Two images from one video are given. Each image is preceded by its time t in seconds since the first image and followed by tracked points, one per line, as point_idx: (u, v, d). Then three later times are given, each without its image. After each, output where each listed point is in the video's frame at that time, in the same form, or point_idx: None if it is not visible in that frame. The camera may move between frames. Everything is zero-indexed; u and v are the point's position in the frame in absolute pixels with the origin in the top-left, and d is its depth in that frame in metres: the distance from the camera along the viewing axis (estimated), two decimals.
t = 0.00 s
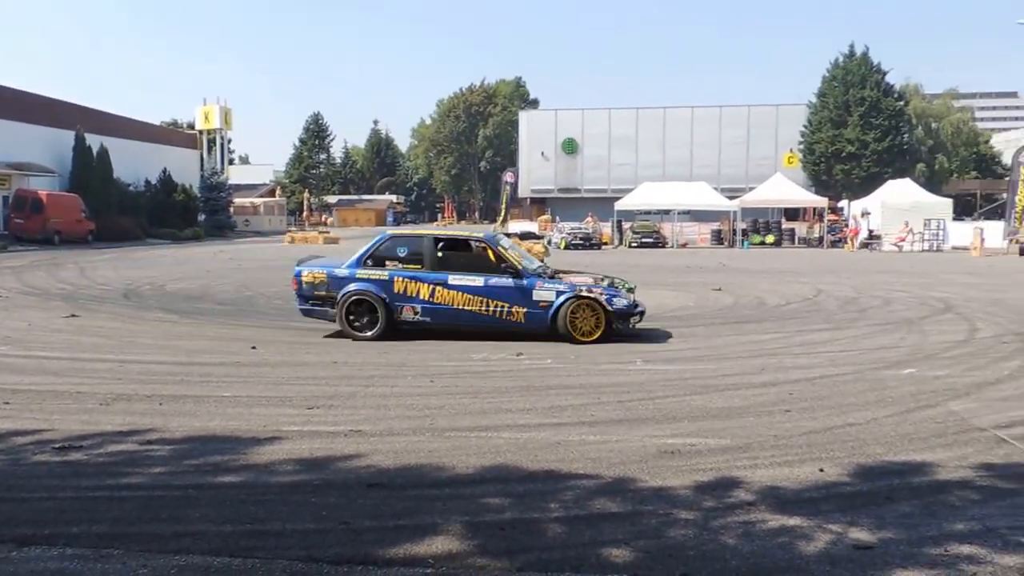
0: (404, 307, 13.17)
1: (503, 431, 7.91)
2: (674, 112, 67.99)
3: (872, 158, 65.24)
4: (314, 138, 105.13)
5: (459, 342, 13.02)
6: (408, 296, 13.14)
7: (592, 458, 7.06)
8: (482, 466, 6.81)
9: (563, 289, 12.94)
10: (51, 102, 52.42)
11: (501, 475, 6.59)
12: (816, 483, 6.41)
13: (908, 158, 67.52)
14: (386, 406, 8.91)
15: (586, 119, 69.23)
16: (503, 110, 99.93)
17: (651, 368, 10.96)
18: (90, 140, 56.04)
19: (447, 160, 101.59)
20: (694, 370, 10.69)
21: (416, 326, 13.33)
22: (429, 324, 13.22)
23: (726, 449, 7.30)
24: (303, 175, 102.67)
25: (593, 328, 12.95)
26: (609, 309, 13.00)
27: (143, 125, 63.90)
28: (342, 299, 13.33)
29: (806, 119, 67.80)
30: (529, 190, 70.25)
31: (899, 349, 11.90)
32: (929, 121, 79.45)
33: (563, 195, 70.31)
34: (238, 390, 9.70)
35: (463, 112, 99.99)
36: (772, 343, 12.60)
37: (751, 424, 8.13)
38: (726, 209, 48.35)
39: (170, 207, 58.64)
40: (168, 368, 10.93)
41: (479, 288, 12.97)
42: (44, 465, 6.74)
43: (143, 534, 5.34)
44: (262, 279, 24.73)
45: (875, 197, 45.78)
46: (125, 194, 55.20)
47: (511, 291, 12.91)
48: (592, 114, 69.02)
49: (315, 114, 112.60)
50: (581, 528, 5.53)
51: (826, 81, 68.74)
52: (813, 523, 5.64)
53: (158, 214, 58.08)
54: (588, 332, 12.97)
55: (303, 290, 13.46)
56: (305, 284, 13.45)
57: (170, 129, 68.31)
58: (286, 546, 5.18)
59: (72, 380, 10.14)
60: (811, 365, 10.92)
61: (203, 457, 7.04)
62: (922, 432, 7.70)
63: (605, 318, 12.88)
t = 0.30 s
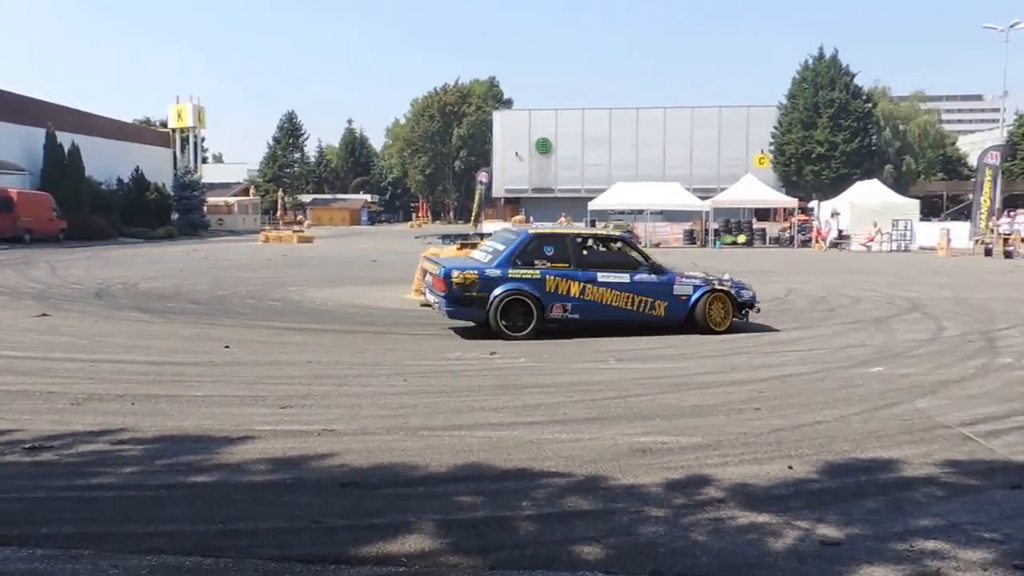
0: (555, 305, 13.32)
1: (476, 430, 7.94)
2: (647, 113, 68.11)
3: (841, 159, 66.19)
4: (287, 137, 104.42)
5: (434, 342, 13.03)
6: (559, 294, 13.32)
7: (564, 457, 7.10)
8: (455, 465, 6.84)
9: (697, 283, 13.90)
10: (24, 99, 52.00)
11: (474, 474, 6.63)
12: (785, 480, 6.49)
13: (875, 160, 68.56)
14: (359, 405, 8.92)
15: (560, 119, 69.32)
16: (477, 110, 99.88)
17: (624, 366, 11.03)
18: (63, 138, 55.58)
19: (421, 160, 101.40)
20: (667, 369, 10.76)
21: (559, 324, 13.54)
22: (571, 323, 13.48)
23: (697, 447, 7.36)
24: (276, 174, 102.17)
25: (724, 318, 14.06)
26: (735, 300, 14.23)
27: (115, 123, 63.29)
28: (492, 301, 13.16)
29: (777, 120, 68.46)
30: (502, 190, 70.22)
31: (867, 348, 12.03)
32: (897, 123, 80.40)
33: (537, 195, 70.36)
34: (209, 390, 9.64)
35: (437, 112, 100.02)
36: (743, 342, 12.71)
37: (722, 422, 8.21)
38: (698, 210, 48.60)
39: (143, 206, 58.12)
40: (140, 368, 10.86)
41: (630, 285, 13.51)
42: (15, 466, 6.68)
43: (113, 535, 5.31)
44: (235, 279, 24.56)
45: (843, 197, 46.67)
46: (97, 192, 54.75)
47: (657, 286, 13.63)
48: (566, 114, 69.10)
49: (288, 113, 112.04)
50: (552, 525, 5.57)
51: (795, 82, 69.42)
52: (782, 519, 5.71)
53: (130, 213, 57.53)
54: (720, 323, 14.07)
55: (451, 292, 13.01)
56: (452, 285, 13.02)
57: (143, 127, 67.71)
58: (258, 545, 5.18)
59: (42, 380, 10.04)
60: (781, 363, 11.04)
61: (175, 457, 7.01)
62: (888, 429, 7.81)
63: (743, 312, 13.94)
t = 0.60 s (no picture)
0: (691, 299, 14.18)
1: (465, 429, 7.96)
2: (637, 114, 68.38)
3: (829, 159, 66.04)
4: (277, 136, 104.09)
5: (423, 342, 13.05)
6: (695, 288, 14.21)
7: (553, 456, 7.14)
8: (444, 465, 6.87)
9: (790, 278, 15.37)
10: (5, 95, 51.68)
11: (463, 474, 6.65)
12: (772, 478, 6.55)
13: (863, 161, 68.68)
14: (348, 404, 8.94)
15: (550, 119, 69.42)
16: (467, 110, 99.68)
17: (612, 366, 11.08)
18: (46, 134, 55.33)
19: (411, 159, 101.29)
20: (655, 369, 10.81)
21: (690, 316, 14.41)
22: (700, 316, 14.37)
23: (685, 446, 7.42)
24: (265, 172, 102.19)
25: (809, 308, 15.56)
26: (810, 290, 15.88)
27: (100, 121, 63.07)
28: (645, 297, 13.79)
29: (765, 121, 68.67)
30: (492, 189, 70.27)
31: (854, 348, 12.10)
32: (884, 125, 80.73)
33: (527, 194, 70.43)
34: (197, 390, 9.64)
35: (428, 111, 99.93)
36: (732, 342, 12.77)
37: (710, 421, 8.27)
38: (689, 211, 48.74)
39: (130, 205, 57.94)
40: (126, 368, 10.85)
41: (747, 279, 14.71)
42: None
43: (99, 536, 5.32)
44: (225, 279, 24.51)
45: (831, 198, 47.11)
46: (82, 190, 54.56)
47: (767, 280, 14.94)
48: (556, 114, 69.21)
49: (278, 111, 111.90)
50: (542, 524, 5.61)
51: (784, 83, 69.28)
52: (769, 517, 5.77)
53: (116, 212, 57.31)
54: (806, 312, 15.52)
55: (613, 289, 13.49)
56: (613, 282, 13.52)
57: (129, 125, 67.46)
58: (245, 545, 5.20)
59: (24, 380, 10.01)
60: (769, 363, 11.12)
61: (162, 458, 7.01)
62: (874, 428, 7.88)
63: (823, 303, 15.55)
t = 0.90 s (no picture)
0: (783, 290, 16.04)
1: (465, 429, 8.02)
2: (638, 114, 68.50)
3: (829, 160, 66.37)
4: (275, 134, 104.28)
5: (421, 341, 13.10)
6: (785, 281, 16.11)
7: (552, 456, 7.19)
8: (443, 464, 6.93)
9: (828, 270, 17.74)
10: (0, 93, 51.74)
11: (462, 473, 6.70)
12: (770, 477, 6.61)
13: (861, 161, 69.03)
14: (348, 404, 8.99)
15: (551, 119, 69.37)
16: (468, 109, 99.66)
17: (611, 365, 11.13)
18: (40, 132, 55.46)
19: (412, 157, 101.23)
20: (654, 368, 10.86)
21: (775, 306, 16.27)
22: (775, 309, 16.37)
23: (683, 446, 7.47)
24: (264, 171, 102.37)
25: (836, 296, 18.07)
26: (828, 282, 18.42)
27: (94, 118, 63.07)
28: (757, 289, 15.54)
29: (765, 121, 68.86)
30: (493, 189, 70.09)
31: (852, 347, 12.16)
32: (882, 126, 80.89)
33: (528, 194, 70.34)
34: (194, 390, 9.70)
35: (429, 110, 99.83)
36: (731, 342, 12.82)
37: (708, 420, 8.33)
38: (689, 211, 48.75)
39: (125, 203, 58.00)
40: (121, 368, 10.90)
41: (814, 272, 16.84)
42: None
43: (93, 538, 5.37)
44: (224, 278, 24.54)
45: (829, 200, 47.11)
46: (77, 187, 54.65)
47: (822, 273, 17.18)
48: (557, 113, 69.19)
49: (278, 109, 111.87)
50: (541, 524, 5.66)
51: (783, 85, 69.55)
52: (766, 516, 5.82)
53: (111, 210, 57.36)
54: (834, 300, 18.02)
55: (741, 282, 15.11)
56: (739, 276, 15.17)
57: (124, 123, 67.46)
58: (243, 547, 5.26)
59: (18, 381, 10.07)
60: (768, 361, 11.18)
61: (157, 459, 7.06)
62: (870, 427, 7.94)
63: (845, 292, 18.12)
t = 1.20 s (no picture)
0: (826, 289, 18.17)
1: (469, 429, 8.07)
2: (642, 114, 68.58)
3: (831, 161, 66.62)
4: (277, 133, 105.47)
5: (420, 341, 13.15)
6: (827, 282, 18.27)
7: (556, 455, 7.24)
8: (446, 464, 6.98)
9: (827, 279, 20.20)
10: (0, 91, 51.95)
11: (465, 473, 6.76)
12: (771, 475, 6.66)
13: (864, 162, 69.21)
14: (352, 404, 9.04)
15: (554, 119, 69.33)
16: (472, 109, 99.76)
17: (614, 365, 11.18)
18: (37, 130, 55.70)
19: (415, 157, 101.28)
20: (656, 368, 10.90)
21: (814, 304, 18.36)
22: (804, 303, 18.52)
23: (686, 445, 7.50)
24: (266, 170, 102.66)
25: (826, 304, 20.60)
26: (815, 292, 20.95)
27: (93, 117, 63.22)
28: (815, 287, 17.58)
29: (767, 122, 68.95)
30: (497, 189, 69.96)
31: (854, 347, 12.17)
32: (883, 128, 80.95)
33: (532, 194, 70.22)
34: (193, 390, 9.77)
35: (432, 109, 99.89)
36: (733, 341, 12.88)
37: (710, 419, 8.37)
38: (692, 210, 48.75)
39: (124, 201, 58.24)
40: (120, 368, 10.98)
41: (835, 276, 19.18)
42: None
43: (91, 540, 5.42)
44: (225, 277, 24.63)
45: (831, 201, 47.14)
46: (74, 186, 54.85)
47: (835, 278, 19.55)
48: (562, 113, 69.14)
49: (280, 109, 111.98)
50: (543, 524, 5.71)
51: (786, 87, 69.79)
52: (767, 514, 5.86)
53: (111, 208, 57.56)
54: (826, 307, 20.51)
55: (812, 277, 17.10)
56: (809, 272, 17.17)
57: (123, 121, 67.61)
58: (244, 547, 5.32)
59: (15, 381, 10.16)
60: (770, 361, 11.23)
61: (156, 460, 7.11)
62: (872, 426, 7.97)
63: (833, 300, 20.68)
